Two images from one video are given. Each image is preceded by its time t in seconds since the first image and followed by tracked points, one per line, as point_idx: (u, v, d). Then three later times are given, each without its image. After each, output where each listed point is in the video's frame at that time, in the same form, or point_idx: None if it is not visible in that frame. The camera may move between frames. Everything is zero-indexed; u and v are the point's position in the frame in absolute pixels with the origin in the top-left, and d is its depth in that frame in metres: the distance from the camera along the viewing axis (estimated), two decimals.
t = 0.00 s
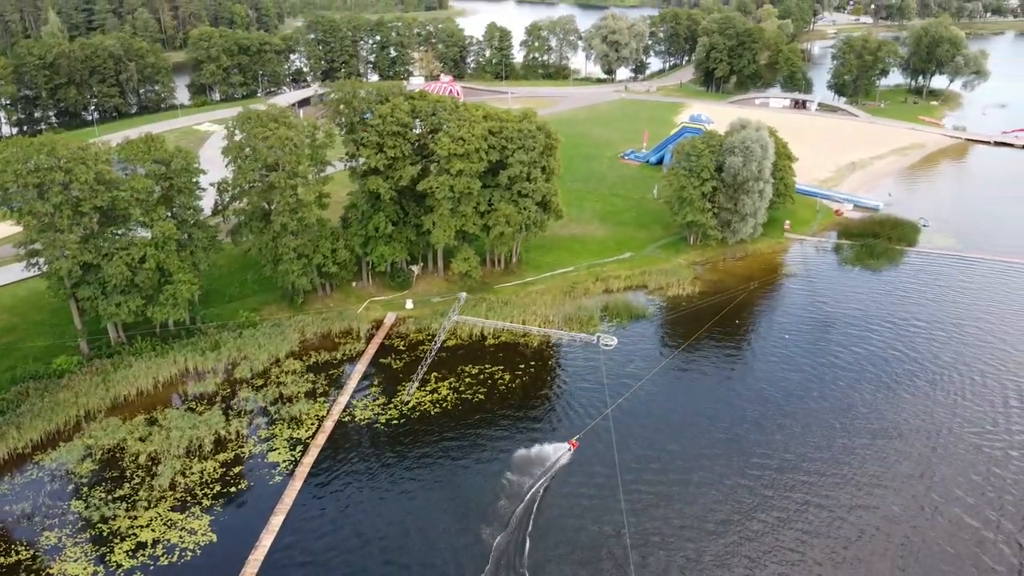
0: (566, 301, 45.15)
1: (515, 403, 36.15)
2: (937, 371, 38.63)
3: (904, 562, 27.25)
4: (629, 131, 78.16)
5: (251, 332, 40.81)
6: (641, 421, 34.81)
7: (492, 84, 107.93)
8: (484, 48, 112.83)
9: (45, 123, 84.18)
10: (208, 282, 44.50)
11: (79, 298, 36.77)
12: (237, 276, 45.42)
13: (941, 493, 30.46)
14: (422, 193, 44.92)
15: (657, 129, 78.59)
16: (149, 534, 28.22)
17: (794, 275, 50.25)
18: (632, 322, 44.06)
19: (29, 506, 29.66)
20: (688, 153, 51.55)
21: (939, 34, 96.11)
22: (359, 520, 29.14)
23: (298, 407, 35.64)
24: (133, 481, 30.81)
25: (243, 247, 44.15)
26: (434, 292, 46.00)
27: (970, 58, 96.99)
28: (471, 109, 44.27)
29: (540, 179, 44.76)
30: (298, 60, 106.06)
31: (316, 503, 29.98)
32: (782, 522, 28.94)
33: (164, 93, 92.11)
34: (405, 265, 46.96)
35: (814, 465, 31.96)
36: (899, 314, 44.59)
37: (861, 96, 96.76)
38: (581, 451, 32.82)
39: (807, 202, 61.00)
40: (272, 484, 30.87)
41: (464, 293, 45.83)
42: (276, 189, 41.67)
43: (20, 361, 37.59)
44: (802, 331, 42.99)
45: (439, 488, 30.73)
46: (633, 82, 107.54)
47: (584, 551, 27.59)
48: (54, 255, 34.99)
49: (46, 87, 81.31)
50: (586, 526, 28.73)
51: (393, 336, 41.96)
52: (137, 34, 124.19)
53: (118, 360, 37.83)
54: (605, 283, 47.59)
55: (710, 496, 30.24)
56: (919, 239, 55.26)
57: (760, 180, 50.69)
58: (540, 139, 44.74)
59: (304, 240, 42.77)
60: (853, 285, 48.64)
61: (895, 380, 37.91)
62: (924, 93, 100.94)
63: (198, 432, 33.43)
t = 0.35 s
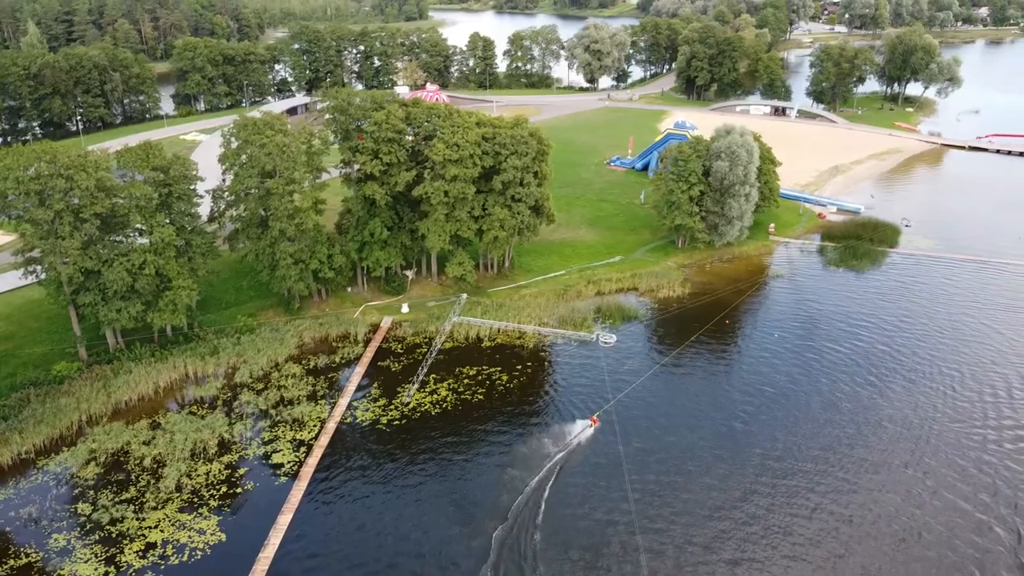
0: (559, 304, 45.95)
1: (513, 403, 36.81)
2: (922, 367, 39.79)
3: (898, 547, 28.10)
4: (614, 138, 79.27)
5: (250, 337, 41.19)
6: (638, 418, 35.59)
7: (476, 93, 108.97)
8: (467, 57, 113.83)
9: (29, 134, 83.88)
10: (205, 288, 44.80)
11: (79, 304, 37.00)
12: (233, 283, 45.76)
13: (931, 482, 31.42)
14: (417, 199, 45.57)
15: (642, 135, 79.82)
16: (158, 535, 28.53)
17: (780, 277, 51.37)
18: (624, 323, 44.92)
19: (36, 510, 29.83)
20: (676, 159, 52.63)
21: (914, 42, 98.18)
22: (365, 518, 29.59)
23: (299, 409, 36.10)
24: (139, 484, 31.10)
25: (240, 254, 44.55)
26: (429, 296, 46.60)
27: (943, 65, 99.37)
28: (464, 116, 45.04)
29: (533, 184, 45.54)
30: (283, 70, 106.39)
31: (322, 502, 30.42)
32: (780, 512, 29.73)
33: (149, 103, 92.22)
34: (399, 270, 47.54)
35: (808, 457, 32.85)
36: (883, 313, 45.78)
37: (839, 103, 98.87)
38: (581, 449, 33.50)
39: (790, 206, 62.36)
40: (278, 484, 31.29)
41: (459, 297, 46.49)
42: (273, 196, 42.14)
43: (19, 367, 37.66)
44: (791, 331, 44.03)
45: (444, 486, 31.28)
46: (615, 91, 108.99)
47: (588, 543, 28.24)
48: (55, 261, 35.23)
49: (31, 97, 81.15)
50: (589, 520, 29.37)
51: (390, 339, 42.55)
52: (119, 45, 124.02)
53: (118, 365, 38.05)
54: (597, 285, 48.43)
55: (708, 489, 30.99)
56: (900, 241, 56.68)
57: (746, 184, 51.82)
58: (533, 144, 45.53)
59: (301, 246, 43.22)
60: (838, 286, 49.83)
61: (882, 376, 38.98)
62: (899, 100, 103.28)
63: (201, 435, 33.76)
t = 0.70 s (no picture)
0: (554, 306, 46.69)
1: (512, 403, 37.42)
2: (910, 363, 40.81)
3: (894, 535, 28.90)
4: (601, 144, 80.25)
5: (249, 342, 41.52)
6: (635, 416, 36.30)
7: (462, 101, 109.80)
8: (452, 65, 114.59)
9: (14, 143, 83.48)
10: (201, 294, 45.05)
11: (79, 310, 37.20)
12: (229, 288, 46.05)
13: (920, 471, 32.37)
14: (412, 204, 46.17)
15: (628, 141, 80.89)
16: (166, 535, 28.84)
17: (768, 278, 52.44)
18: (617, 324, 45.72)
19: (43, 513, 30.00)
20: (666, 163, 53.59)
21: (891, 49, 100.45)
22: (372, 517, 30.09)
23: (301, 411, 36.50)
24: (145, 485, 31.34)
25: (237, 259, 44.91)
26: (424, 300, 47.13)
27: (920, 72, 101.46)
28: (458, 121, 45.75)
29: (526, 188, 46.28)
30: (268, 79, 106.44)
31: (328, 503, 30.82)
32: (776, 502, 30.54)
33: (135, 112, 92.12)
34: (394, 274, 48.06)
35: (802, 451, 33.67)
36: (870, 312, 46.86)
37: (820, 109, 100.64)
38: (580, 446, 34.17)
39: (776, 209, 63.58)
40: (284, 485, 31.66)
41: (454, 300, 47.12)
42: (270, 201, 42.55)
43: (18, 373, 37.74)
44: (781, 330, 44.95)
45: (447, 485, 31.85)
46: (599, 98, 110.17)
47: (592, 538, 28.84)
48: (57, 267, 35.49)
49: (17, 107, 80.84)
50: (591, 513, 30.02)
51: (388, 342, 43.06)
52: (101, 54, 123.56)
53: (117, 371, 38.23)
54: (590, 287, 49.18)
55: (706, 482, 31.77)
56: (884, 242, 58.00)
57: (733, 187, 52.84)
58: (526, 149, 46.27)
59: (299, 250, 43.63)
60: (824, 286, 50.91)
61: (872, 373, 39.91)
62: (878, 105, 105.28)
63: (205, 437, 34.06)
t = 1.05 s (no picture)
0: (548, 309, 47.47)
1: (511, 404, 38.08)
2: (896, 360, 41.94)
3: (890, 523, 29.79)
4: (587, 151, 81.33)
5: (247, 347, 41.88)
6: (632, 414, 37.08)
7: (447, 109, 110.59)
8: (436, 74, 115.38)
9: None
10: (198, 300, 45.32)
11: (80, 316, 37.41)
12: (225, 294, 46.36)
13: (910, 461, 33.40)
14: (406, 209, 46.80)
15: (614, 148, 82.07)
16: (175, 535, 29.15)
17: (754, 280, 53.56)
18: (610, 326, 46.57)
19: (50, 517, 30.18)
20: (655, 168, 54.63)
21: (868, 57, 102.64)
22: (378, 515, 30.58)
23: (303, 414, 36.91)
24: (151, 488, 31.62)
25: (233, 265, 45.27)
26: (419, 304, 47.72)
27: (896, 79, 103.66)
28: (451, 128, 46.49)
29: (519, 193, 47.09)
30: (253, 88, 106.56)
31: (337, 502, 31.27)
32: (772, 494, 31.40)
33: (120, 122, 91.97)
34: (389, 279, 48.63)
35: (797, 445, 34.57)
36: (856, 312, 48.04)
37: (799, 116, 102.55)
38: (580, 444, 34.88)
39: (760, 213, 64.88)
40: (290, 485, 32.07)
41: (448, 304, 47.76)
42: (267, 207, 43.01)
43: (18, 381, 37.86)
44: (769, 330, 45.98)
45: (451, 483, 32.42)
46: (583, 106, 111.42)
47: (597, 531, 29.49)
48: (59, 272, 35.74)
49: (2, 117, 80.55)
50: (593, 507, 30.71)
51: (385, 346, 43.58)
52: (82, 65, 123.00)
53: (117, 376, 38.45)
54: (582, 291, 50.04)
55: (704, 475, 32.58)
56: (866, 244, 59.42)
57: (720, 192, 53.99)
58: (519, 155, 47.09)
59: (296, 256, 44.07)
60: (810, 288, 52.07)
61: (860, 371, 40.96)
62: (855, 112, 107.41)
63: (209, 441, 34.38)
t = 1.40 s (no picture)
0: (542, 311, 48.17)
1: (509, 403, 38.72)
2: (884, 357, 42.95)
3: (884, 512, 30.66)
4: (574, 157, 82.23)
5: (246, 350, 42.17)
6: (630, 412, 37.80)
7: (433, 116, 111.23)
8: (422, 81, 116.00)
9: None
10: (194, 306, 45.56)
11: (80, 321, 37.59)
12: (222, 299, 46.64)
13: (900, 453, 34.31)
14: (402, 213, 47.32)
15: (601, 153, 83.03)
16: (182, 535, 29.45)
17: (743, 281, 54.55)
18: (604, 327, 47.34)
19: (56, 518, 30.36)
20: (644, 172, 55.52)
21: (848, 63, 104.46)
22: (384, 513, 31.08)
23: (304, 415, 37.32)
24: (156, 489, 31.87)
25: (230, 270, 45.60)
26: (415, 307, 48.25)
27: (875, 84, 105.58)
28: (445, 133, 47.09)
29: (513, 197, 47.76)
30: (239, 96, 106.59)
31: (343, 501, 31.72)
32: (769, 486, 32.20)
33: (106, 130, 91.79)
34: (384, 283, 49.10)
35: (790, 439, 35.44)
36: (843, 312, 49.11)
37: (781, 121, 104.19)
38: (579, 440, 35.56)
39: (747, 216, 66.01)
40: (294, 485, 32.48)
41: (443, 307, 48.29)
42: (265, 212, 43.42)
43: (18, 386, 37.94)
44: (759, 330, 46.91)
45: (455, 481, 33.01)
46: (568, 112, 112.47)
47: (600, 524, 30.13)
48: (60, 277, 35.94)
49: None
50: (596, 501, 31.37)
51: (383, 349, 44.08)
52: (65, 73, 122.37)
53: (117, 381, 38.64)
54: (575, 293, 50.77)
55: (702, 469, 33.35)
56: (850, 245, 60.65)
57: (709, 195, 54.98)
58: (513, 159, 47.76)
59: (293, 260, 44.44)
60: (797, 288, 53.08)
61: (849, 368, 41.93)
62: (836, 117, 109.24)
63: (212, 443, 34.67)
